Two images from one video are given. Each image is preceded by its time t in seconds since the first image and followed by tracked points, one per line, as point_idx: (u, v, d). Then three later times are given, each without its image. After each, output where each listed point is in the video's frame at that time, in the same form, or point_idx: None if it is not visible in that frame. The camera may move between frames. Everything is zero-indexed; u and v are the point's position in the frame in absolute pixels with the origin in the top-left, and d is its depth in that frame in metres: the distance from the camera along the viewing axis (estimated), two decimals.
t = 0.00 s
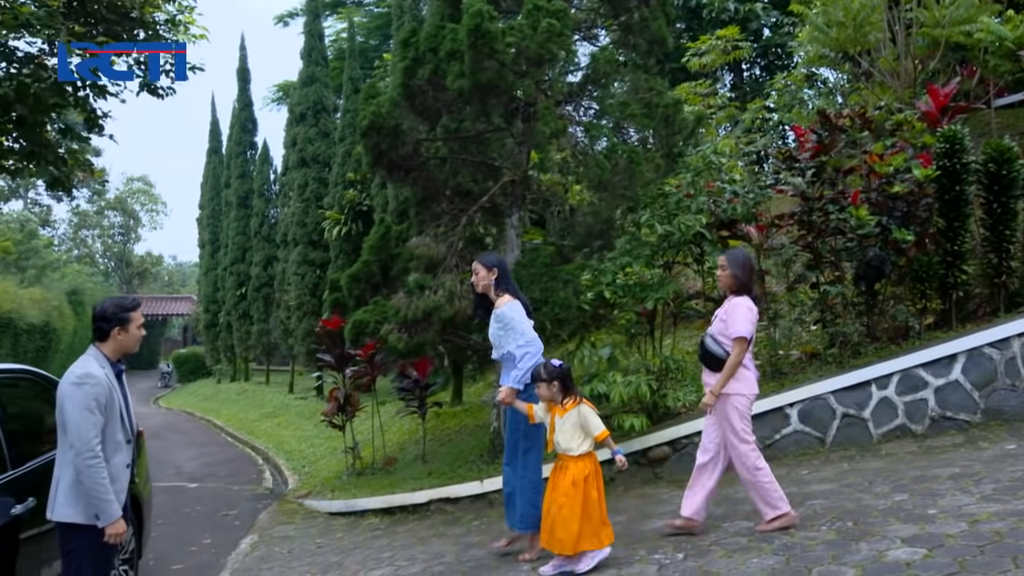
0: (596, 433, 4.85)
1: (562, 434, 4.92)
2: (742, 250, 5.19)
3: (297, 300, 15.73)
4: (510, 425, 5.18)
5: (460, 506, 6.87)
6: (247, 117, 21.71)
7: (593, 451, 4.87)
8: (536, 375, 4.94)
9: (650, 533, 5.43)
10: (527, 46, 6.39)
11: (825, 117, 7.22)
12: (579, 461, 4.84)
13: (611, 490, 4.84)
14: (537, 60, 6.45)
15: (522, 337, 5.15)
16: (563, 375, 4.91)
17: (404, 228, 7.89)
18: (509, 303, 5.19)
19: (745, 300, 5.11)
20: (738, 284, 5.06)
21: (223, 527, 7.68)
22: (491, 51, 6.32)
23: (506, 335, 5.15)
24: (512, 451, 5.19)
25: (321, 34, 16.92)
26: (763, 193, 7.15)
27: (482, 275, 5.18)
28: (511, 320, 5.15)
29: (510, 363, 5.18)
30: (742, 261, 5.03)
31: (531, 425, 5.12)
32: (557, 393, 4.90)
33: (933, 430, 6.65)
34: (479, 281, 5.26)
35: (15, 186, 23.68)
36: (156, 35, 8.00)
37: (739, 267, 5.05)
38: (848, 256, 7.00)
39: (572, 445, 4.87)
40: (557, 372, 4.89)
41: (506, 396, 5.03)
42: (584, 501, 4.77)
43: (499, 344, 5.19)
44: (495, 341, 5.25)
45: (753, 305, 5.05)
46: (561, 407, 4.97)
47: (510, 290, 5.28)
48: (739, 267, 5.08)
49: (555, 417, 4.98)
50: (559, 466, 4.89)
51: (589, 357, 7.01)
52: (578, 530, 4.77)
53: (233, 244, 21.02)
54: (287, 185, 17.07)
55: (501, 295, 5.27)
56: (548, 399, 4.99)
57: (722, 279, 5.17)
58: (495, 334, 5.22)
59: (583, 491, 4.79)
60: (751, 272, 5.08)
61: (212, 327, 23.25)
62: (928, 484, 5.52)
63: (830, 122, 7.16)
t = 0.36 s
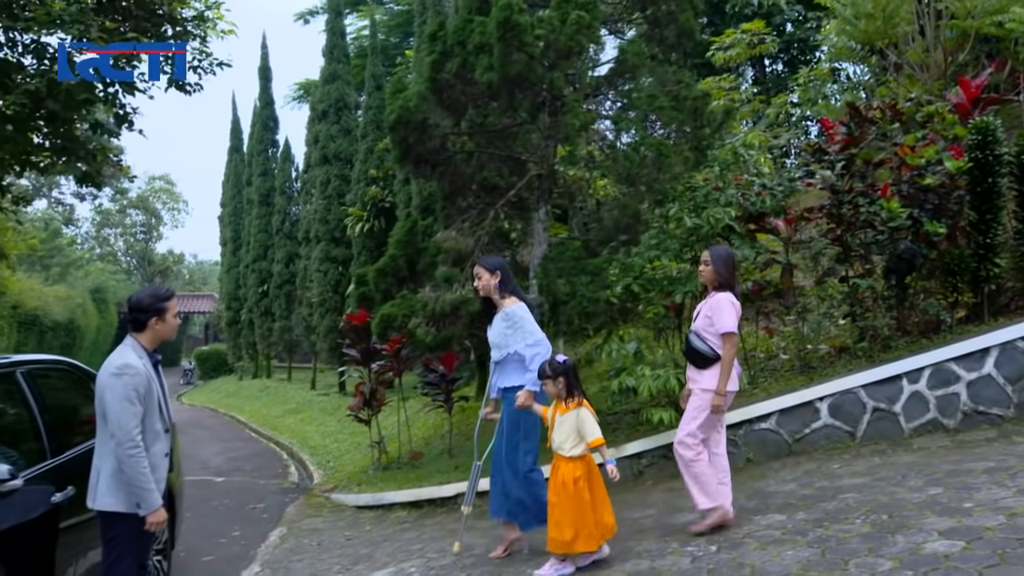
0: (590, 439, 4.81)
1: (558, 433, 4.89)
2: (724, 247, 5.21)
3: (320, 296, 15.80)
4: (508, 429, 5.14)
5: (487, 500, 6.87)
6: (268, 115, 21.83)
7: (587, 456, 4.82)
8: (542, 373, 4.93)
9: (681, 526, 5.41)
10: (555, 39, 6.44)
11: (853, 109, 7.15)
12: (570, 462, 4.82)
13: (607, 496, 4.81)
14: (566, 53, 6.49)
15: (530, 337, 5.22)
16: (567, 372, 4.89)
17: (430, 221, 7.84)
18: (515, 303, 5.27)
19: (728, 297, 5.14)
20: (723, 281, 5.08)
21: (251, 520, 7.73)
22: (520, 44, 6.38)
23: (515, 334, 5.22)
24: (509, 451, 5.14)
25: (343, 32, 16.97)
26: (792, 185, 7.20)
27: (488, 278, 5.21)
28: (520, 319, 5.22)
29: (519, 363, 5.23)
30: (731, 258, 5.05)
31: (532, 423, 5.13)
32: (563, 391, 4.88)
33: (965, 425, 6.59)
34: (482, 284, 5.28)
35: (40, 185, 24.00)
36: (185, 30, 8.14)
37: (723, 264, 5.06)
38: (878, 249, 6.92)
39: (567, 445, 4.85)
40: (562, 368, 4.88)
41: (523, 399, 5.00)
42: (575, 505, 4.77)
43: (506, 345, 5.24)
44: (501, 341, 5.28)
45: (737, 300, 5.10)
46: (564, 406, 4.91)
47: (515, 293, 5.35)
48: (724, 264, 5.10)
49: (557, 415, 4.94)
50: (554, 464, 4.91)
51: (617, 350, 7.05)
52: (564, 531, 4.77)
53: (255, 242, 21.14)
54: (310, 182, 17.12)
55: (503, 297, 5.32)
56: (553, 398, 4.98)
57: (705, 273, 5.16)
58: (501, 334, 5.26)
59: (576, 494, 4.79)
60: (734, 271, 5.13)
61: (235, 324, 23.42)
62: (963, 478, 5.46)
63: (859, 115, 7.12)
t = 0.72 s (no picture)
0: (599, 432, 4.82)
1: (571, 423, 4.89)
2: (722, 250, 5.25)
3: (346, 291, 15.87)
4: (505, 417, 4.98)
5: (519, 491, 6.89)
6: (294, 112, 21.95)
7: (597, 449, 4.82)
8: (558, 364, 5.00)
9: (717, 517, 5.39)
10: (588, 30, 6.42)
11: (888, 100, 7.12)
12: (580, 454, 4.82)
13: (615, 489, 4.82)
14: (599, 44, 6.48)
15: (531, 322, 5.07)
16: (584, 362, 4.97)
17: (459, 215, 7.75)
18: (512, 291, 5.13)
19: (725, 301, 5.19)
20: (720, 285, 5.14)
21: (283, 511, 7.79)
22: (553, 35, 6.37)
23: (515, 321, 5.05)
24: (502, 439, 5.04)
25: (368, 27, 17.01)
26: (826, 175, 7.05)
27: (487, 266, 5.02)
28: (520, 306, 5.08)
29: (520, 350, 5.05)
30: (726, 262, 5.11)
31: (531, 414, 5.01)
32: (579, 381, 4.94)
33: (1003, 418, 6.52)
34: (479, 275, 5.12)
35: (68, 182, 24.27)
36: (218, 24, 8.28)
37: (721, 268, 5.12)
38: (914, 240, 6.84)
39: (578, 435, 4.85)
40: (580, 357, 4.98)
41: (532, 383, 4.91)
42: (582, 496, 4.76)
43: (505, 333, 5.06)
44: (500, 329, 5.10)
45: (733, 304, 5.13)
46: (578, 397, 4.96)
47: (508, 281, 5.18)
48: (720, 268, 5.15)
49: (570, 405, 4.96)
50: (563, 455, 4.90)
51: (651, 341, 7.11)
52: (576, 522, 4.76)
53: (281, 238, 21.28)
54: (336, 177, 17.18)
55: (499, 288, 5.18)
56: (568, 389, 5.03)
57: (702, 278, 5.22)
58: (500, 322, 5.09)
59: (584, 485, 4.78)
60: (731, 274, 5.17)
61: (261, 320, 23.60)
62: (1003, 470, 5.40)
63: (894, 105, 7.05)
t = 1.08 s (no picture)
0: (607, 426, 4.84)
1: (575, 422, 4.83)
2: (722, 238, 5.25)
3: (371, 284, 15.93)
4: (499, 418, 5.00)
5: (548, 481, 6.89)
6: (317, 105, 22.04)
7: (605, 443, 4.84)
8: (556, 359, 4.92)
9: (751, 506, 5.37)
10: (619, 18, 6.38)
11: (923, 87, 7.06)
12: (588, 452, 4.80)
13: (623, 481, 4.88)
14: (630, 32, 6.45)
15: (519, 329, 4.91)
16: (584, 362, 4.91)
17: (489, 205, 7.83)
18: (511, 294, 4.99)
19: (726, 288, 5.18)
20: (719, 273, 5.15)
21: (313, 499, 7.84)
22: (585, 23, 6.35)
23: (506, 325, 4.93)
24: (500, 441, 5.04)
25: (392, 20, 17.03)
26: (859, 164, 7.09)
27: (498, 261, 5.02)
28: (513, 311, 4.93)
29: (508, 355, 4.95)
30: (723, 250, 5.13)
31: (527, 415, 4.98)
32: (576, 379, 4.87)
33: None
34: (491, 267, 5.09)
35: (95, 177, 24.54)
36: (247, 16, 8.33)
37: (721, 257, 5.14)
38: (948, 228, 6.75)
39: (585, 433, 4.81)
40: (579, 357, 4.89)
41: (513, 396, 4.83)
42: (596, 492, 4.75)
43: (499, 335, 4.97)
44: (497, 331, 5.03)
45: (735, 291, 5.11)
46: (577, 395, 4.91)
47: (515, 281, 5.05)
48: (720, 256, 5.15)
49: (569, 404, 4.90)
50: (567, 455, 4.84)
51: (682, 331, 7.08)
52: (592, 518, 4.75)
53: (304, 231, 21.37)
54: (360, 170, 17.23)
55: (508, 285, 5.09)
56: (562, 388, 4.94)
57: (703, 265, 5.23)
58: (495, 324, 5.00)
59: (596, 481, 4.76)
60: (731, 262, 5.17)
61: (284, 313, 23.75)
62: None
63: (929, 92, 7.01)
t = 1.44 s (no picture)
0: (616, 408, 4.84)
1: (583, 407, 4.85)
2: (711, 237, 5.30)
3: (390, 275, 15.98)
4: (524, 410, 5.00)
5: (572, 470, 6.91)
6: (336, 98, 22.08)
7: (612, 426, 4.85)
8: (561, 348, 4.89)
9: (778, 495, 5.37)
10: (646, 6, 6.34)
11: (951, 74, 6.99)
12: (597, 435, 4.81)
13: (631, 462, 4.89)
14: (657, 20, 6.41)
15: (539, 321, 4.99)
16: (588, 347, 4.88)
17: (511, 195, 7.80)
18: (527, 284, 5.04)
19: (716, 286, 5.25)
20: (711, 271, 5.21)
21: (338, 488, 7.89)
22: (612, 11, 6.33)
23: (524, 317, 4.99)
24: (526, 435, 5.03)
25: (411, 11, 17.02)
26: (887, 152, 6.98)
27: (509, 251, 4.94)
28: (533, 303, 4.99)
29: (528, 345, 5.04)
30: (716, 248, 5.18)
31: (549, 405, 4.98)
32: (582, 364, 4.85)
33: None
34: (500, 257, 5.05)
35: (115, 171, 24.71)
36: (272, 8, 8.31)
37: (715, 255, 5.17)
38: (975, 216, 6.75)
39: (593, 417, 4.82)
40: (584, 343, 4.86)
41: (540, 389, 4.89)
42: (603, 474, 4.77)
43: (517, 327, 5.03)
44: (513, 321, 5.07)
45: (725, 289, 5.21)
46: (585, 380, 4.91)
47: (527, 270, 5.09)
48: (712, 255, 5.20)
49: (577, 390, 4.90)
50: (578, 439, 4.86)
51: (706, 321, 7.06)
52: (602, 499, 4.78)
53: (323, 224, 21.44)
54: (379, 162, 17.25)
55: (520, 273, 5.10)
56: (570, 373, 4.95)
57: (693, 264, 5.26)
58: (511, 314, 5.05)
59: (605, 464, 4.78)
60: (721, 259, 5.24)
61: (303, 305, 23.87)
62: None
63: (957, 80, 6.92)
